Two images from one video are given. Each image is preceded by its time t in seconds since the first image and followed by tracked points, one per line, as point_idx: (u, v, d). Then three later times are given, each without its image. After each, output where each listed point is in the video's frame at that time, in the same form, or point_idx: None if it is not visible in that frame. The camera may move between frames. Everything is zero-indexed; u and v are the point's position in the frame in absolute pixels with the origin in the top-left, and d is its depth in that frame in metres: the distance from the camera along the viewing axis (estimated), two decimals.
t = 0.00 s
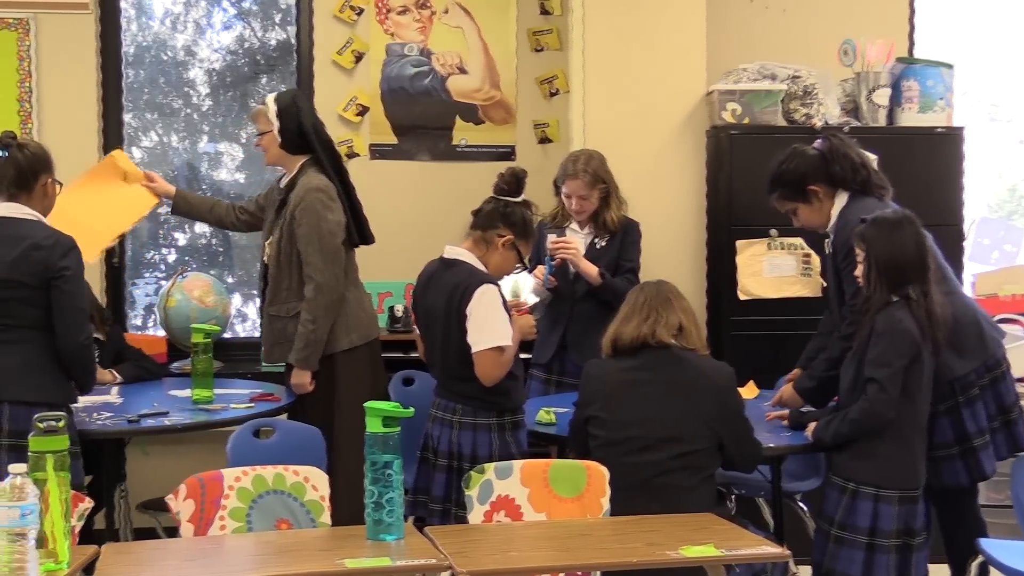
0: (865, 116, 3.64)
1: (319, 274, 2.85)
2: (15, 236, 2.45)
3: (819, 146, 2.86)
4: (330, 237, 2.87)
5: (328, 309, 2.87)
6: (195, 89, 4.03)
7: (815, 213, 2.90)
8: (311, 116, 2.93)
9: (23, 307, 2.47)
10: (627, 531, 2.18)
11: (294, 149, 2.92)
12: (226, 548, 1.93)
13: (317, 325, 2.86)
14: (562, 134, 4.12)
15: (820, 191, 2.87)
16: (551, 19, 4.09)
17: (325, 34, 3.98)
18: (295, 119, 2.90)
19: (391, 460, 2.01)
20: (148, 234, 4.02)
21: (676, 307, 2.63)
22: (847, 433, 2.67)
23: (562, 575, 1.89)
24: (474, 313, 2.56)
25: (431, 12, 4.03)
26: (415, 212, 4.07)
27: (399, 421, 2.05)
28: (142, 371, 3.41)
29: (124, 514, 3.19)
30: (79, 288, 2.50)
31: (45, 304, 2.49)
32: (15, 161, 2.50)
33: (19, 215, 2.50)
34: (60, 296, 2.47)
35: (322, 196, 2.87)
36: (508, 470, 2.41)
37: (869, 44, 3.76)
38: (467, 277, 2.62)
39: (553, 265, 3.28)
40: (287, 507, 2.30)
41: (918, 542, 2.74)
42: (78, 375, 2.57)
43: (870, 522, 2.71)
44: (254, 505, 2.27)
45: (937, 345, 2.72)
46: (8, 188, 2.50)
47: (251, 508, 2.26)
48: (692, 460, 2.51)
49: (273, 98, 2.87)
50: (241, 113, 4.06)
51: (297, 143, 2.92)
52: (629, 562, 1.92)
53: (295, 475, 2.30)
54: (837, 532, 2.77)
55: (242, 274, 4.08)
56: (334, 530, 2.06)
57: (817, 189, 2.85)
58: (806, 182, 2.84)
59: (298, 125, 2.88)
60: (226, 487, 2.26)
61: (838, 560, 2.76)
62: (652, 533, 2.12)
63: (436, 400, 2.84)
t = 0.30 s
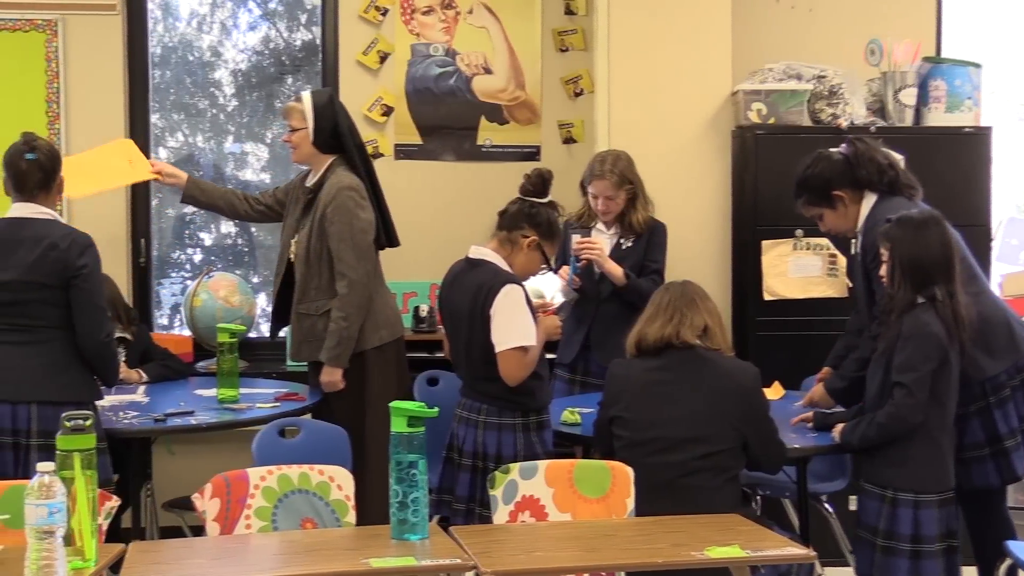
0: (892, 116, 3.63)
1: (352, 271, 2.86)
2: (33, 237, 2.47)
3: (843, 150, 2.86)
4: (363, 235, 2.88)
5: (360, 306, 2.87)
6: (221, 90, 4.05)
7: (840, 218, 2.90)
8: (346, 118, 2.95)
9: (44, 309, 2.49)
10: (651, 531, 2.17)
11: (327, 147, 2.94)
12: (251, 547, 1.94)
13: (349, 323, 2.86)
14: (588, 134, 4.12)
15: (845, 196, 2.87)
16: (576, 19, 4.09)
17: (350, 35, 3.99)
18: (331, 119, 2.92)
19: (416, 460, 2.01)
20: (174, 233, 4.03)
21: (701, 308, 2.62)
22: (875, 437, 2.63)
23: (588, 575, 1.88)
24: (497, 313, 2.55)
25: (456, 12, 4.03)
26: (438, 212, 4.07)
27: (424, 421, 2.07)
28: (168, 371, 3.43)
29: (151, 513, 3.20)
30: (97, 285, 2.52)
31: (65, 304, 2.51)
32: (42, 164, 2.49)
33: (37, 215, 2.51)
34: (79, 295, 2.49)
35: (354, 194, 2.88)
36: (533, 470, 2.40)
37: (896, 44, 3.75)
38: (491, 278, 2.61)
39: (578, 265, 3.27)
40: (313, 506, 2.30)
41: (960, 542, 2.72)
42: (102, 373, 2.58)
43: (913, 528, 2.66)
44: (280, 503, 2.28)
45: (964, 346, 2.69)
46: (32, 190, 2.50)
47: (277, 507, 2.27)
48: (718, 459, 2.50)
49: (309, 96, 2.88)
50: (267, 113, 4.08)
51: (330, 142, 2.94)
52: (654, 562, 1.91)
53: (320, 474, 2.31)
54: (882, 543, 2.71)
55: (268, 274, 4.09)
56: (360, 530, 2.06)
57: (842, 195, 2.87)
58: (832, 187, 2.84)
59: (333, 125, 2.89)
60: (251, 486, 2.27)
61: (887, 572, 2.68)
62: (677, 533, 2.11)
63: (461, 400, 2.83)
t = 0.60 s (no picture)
0: (923, 116, 3.62)
1: (389, 267, 2.86)
2: (91, 238, 2.48)
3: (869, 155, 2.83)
4: (398, 232, 2.89)
5: (397, 303, 2.88)
6: (250, 90, 4.08)
7: (868, 223, 2.85)
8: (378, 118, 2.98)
9: (97, 309, 2.51)
10: (679, 532, 2.16)
11: (360, 145, 2.95)
12: (280, 546, 1.95)
13: (386, 319, 2.86)
14: (616, 134, 4.11)
15: (871, 202, 2.83)
16: (604, 19, 4.08)
17: (379, 35, 4.00)
18: (364, 117, 2.94)
19: (444, 460, 2.03)
20: (204, 233, 4.05)
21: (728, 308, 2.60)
22: (906, 439, 2.59)
23: None
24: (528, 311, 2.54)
25: (484, 13, 4.03)
26: (464, 212, 4.07)
27: (451, 423, 2.10)
28: (198, 370, 3.44)
29: (180, 511, 3.22)
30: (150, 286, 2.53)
31: (118, 304, 2.52)
32: (99, 164, 2.52)
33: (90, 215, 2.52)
34: (133, 296, 2.51)
35: (388, 191, 2.89)
36: (560, 470, 2.40)
37: (926, 43, 3.74)
38: (523, 276, 2.60)
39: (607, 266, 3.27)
40: (341, 506, 2.31)
41: (990, 544, 2.68)
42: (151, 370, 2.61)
43: (941, 529, 2.62)
44: (309, 503, 2.29)
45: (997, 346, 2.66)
46: (88, 191, 2.51)
47: (305, 507, 2.28)
48: (747, 461, 2.47)
49: (343, 96, 2.91)
50: (296, 113, 4.10)
51: (362, 141, 2.95)
52: (682, 563, 1.90)
53: (349, 473, 2.32)
54: (906, 541, 2.68)
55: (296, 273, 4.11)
56: (388, 530, 2.06)
57: (868, 200, 2.83)
58: (858, 194, 2.80)
59: (367, 124, 2.92)
60: (280, 485, 2.28)
61: (910, 572, 2.66)
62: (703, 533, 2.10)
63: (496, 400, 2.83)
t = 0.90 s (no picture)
0: (952, 116, 3.62)
1: (426, 263, 2.89)
2: (144, 241, 2.55)
3: (890, 165, 2.75)
4: (433, 228, 2.92)
5: (433, 299, 2.90)
6: (277, 90, 4.11)
7: (893, 233, 2.76)
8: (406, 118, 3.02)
9: (149, 308, 2.58)
10: (706, 532, 2.15)
11: (390, 144, 2.98)
12: (307, 546, 1.95)
13: (423, 315, 2.88)
14: (643, 134, 4.11)
15: (895, 211, 2.74)
16: (631, 19, 4.07)
17: (405, 35, 4.01)
18: (395, 117, 2.98)
19: (470, 459, 2.03)
20: (231, 233, 4.08)
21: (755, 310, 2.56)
22: (923, 441, 2.53)
23: None
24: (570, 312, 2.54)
25: (511, 13, 4.04)
26: (489, 212, 4.08)
27: (478, 423, 2.08)
28: (225, 370, 3.45)
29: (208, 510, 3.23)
30: (202, 286, 2.61)
31: (169, 304, 2.60)
32: (148, 170, 2.55)
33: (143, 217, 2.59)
34: (185, 297, 2.59)
35: (422, 188, 2.92)
36: (587, 470, 2.39)
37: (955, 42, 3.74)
38: (563, 277, 2.61)
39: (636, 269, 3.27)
40: (367, 505, 2.31)
41: (1007, 546, 2.60)
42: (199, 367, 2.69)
43: (956, 530, 2.56)
44: (335, 502, 2.29)
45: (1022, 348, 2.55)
46: (139, 196, 2.57)
47: (332, 506, 2.29)
48: (773, 461, 2.44)
49: (375, 96, 2.95)
50: (323, 114, 4.12)
51: (393, 140, 2.99)
52: (708, 564, 1.89)
53: (375, 473, 2.31)
54: (924, 542, 2.62)
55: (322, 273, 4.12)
56: (414, 530, 2.06)
57: (892, 210, 2.74)
58: (880, 204, 2.72)
59: (400, 122, 2.96)
60: (306, 484, 2.29)
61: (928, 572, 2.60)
62: (729, 534, 2.09)
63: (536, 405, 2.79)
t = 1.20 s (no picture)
0: (979, 115, 3.61)
1: (455, 263, 2.91)
2: (175, 241, 2.57)
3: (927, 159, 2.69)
4: (463, 228, 2.94)
5: (462, 298, 2.92)
6: (303, 90, 4.16)
7: (927, 228, 2.69)
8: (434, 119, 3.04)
9: (183, 306, 2.60)
10: (732, 532, 2.13)
11: (418, 144, 2.99)
12: (332, 545, 1.96)
13: (451, 314, 2.89)
14: (668, 134, 4.11)
15: (930, 205, 2.67)
16: (656, 19, 4.08)
17: (431, 36, 4.02)
18: (423, 117, 3.00)
19: (495, 459, 2.00)
20: (257, 234, 4.10)
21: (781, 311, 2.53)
22: (941, 441, 2.48)
23: None
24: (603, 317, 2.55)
25: (536, 13, 4.04)
26: (511, 213, 4.09)
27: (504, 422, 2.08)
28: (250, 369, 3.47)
29: (234, 510, 3.24)
30: (234, 285, 2.60)
31: (201, 303, 2.61)
32: (179, 171, 2.57)
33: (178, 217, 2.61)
34: (215, 296, 2.59)
35: (451, 188, 2.94)
36: (611, 470, 2.38)
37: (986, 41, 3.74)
38: (595, 281, 2.62)
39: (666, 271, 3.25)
40: (392, 504, 2.31)
41: None
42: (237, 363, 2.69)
43: (978, 527, 2.50)
44: (360, 502, 2.30)
45: None
46: (172, 196, 2.59)
47: (356, 505, 2.29)
48: (797, 462, 2.42)
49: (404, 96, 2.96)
50: (348, 114, 4.17)
51: (420, 140, 2.99)
52: (732, 566, 1.86)
53: (400, 473, 2.31)
54: (949, 541, 2.56)
55: (347, 273, 4.14)
56: (439, 531, 2.05)
57: (927, 204, 2.68)
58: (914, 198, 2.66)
59: (427, 122, 2.97)
60: (331, 484, 2.29)
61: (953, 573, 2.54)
62: (753, 534, 2.08)
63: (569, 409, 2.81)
